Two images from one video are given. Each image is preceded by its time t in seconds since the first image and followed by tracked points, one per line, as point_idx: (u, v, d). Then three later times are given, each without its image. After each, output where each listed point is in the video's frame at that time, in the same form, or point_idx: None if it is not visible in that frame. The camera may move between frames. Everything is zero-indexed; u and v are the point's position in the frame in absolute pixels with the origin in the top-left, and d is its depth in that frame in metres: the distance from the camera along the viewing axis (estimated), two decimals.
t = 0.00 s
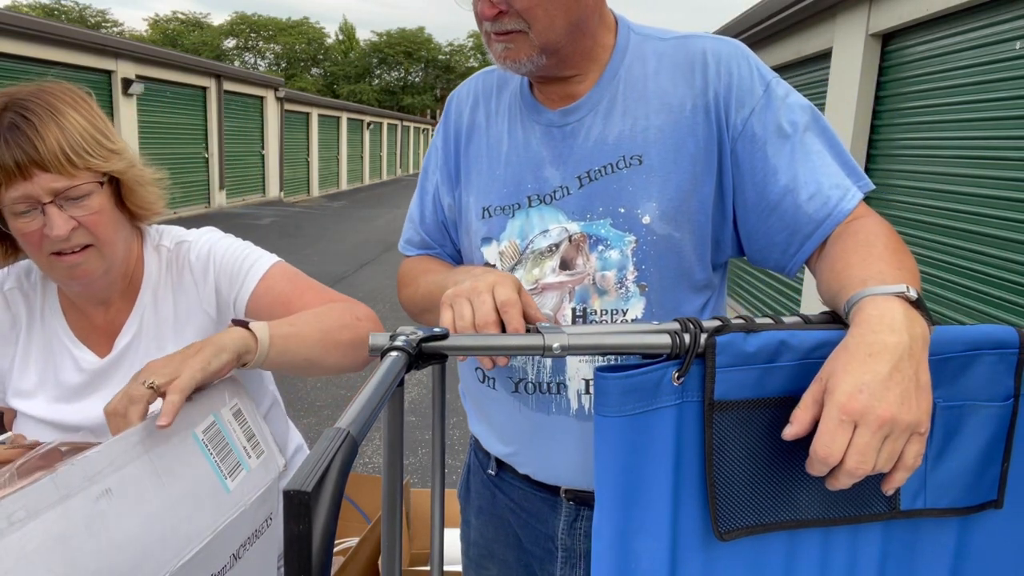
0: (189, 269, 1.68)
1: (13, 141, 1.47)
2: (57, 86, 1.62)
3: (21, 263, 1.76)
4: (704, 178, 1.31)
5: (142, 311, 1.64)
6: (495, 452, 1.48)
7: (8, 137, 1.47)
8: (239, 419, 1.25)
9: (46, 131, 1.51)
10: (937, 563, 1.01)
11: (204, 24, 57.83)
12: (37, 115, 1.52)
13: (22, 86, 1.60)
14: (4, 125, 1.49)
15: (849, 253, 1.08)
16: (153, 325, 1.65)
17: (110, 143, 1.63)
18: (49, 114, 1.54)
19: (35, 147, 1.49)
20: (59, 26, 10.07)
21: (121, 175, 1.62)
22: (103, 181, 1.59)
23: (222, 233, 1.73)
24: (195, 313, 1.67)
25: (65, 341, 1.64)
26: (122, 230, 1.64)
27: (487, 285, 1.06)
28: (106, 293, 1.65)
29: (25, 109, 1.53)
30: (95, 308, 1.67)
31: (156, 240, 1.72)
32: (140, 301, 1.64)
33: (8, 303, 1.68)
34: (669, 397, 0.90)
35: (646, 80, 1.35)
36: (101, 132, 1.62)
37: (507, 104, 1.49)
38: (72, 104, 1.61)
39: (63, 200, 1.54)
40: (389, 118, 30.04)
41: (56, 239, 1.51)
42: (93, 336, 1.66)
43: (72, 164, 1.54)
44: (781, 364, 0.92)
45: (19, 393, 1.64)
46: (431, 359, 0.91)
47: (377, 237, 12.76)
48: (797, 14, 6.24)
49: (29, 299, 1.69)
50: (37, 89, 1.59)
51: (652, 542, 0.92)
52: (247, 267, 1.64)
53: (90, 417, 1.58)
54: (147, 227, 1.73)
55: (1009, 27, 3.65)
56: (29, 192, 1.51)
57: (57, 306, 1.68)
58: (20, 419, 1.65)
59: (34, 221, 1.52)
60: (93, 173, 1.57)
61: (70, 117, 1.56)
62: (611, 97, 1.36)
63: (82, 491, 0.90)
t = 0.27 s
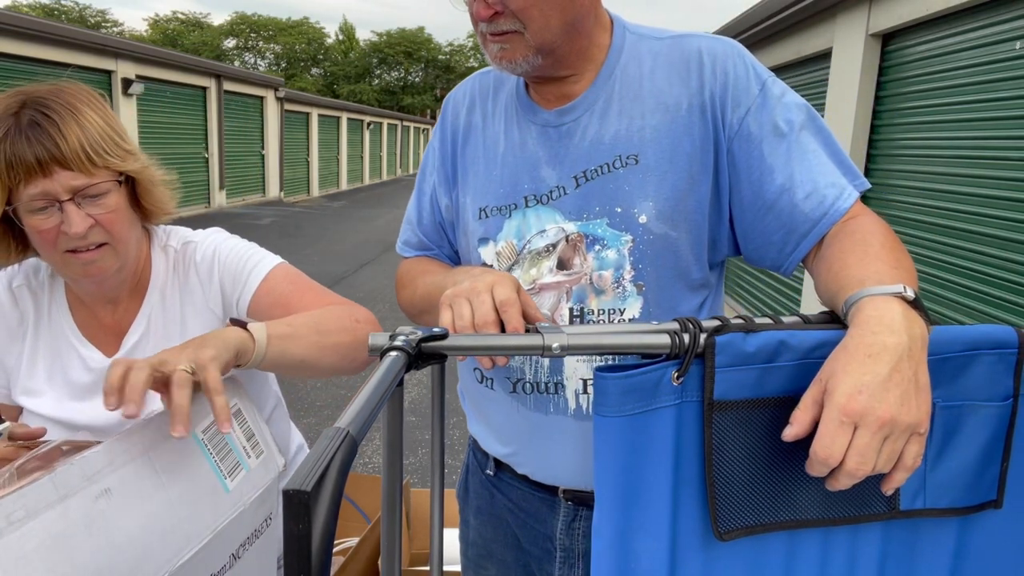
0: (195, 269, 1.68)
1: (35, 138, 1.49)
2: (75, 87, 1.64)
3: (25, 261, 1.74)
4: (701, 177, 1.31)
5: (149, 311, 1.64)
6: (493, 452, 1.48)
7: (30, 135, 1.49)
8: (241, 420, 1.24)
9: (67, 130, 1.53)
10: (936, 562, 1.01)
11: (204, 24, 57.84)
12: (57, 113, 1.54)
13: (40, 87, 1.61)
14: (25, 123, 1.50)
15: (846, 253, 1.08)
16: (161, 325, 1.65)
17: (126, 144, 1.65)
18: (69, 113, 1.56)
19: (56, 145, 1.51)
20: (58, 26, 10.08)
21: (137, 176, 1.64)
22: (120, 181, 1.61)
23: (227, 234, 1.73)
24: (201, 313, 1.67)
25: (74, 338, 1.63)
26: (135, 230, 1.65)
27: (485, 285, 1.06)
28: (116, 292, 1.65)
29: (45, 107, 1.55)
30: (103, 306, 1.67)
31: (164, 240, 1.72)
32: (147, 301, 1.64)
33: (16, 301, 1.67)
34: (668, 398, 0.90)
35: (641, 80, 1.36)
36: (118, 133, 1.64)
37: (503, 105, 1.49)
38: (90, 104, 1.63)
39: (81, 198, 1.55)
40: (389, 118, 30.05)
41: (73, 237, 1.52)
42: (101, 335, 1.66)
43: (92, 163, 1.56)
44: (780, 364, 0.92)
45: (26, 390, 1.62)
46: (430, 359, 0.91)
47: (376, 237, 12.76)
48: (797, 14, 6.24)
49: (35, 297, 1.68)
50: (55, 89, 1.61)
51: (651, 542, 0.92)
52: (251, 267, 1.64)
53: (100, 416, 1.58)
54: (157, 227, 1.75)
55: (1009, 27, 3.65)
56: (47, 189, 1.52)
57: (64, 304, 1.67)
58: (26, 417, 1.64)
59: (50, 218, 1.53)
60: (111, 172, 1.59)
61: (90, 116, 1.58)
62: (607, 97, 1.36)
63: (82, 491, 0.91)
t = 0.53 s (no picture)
0: (201, 270, 1.66)
1: (54, 132, 1.51)
2: (98, 85, 1.66)
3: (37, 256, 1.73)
4: (699, 177, 1.30)
5: (156, 311, 1.63)
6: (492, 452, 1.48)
7: (48, 128, 1.51)
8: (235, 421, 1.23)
9: (85, 124, 1.54)
10: (936, 562, 1.01)
11: (204, 24, 57.86)
12: (76, 108, 1.56)
13: (62, 83, 1.64)
14: (44, 116, 1.52)
15: (845, 253, 1.08)
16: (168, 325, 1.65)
17: (143, 143, 1.66)
18: (89, 108, 1.58)
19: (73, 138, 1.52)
20: (58, 26, 10.09)
21: (151, 174, 1.65)
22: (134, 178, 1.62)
23: (236, 236, 1.72)
24: (206, 315, 1.65)
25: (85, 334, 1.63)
26: (146, 227, 1.66)
27: (485, 286, 1.06)
28: (124, 291, 1.64)
29: (66, 101, 1.57)
30: (112, 305, 1.66)
31: (176, 240, 1.72)
32: (156, 301, 1.64)
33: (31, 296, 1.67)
34: (668, 398, 0.90)
35: (640, 79, 1.35)
36: (136, 132, 1.65)
37: (502, 105, 1.49)
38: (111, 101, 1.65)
39: (93, 192, 1.56)
40: (389, 119, 30.06)
41: (84, 230, 1.53)
42: (109, 332, 1.65)
43: (107, 158, 1.57)
44: (780, 364, 0.92)
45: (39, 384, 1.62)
46: (430, 359, 0.91)
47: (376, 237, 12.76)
48: (797, 14, 6.23)
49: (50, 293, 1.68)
50: (77, 86, 1.63)
51: (651, 541, 0.92)
52: (255, 269, 1.62)
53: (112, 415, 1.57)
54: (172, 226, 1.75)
55: (1009, 27, 3.65)
56: (61, 182, 1.53)
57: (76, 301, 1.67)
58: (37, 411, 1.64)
59: (63, 211, 1.54)
60: (125, 168, 1.60)
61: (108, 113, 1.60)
62: (605, 97, 1.36)
63: (76, 494, 0.91)
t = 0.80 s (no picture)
0: (214, 269, 1.66)
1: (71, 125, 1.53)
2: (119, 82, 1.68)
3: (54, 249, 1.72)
4: (700, 177, 1.30)
5: (169, 309, 1.63)
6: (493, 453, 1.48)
7: (65, 120, 1.52)
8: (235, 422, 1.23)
9: (101, 119, 1.56)
10: (936, 562, 1.01)
11: (204, 24, 57.89)
12: (94, 102, 1.57)
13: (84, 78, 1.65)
14: (63, 109, 1.54)
15: (845, 253, 1.08)
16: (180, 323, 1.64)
17: (159, 141, 1.67)
18: (108, 104, 1.59)
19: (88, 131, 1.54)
20: (59, 26, 10.10)
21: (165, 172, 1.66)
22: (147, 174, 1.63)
23: (250, 238, 1.72)
24: (217, 315, 1.65)
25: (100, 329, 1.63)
26: (158, 223, 1.66)
27: (484, 286, 1.06)
28: (137, 287, 1.64)
29: (85, 96, 1.58)
30: (125, 301, 1.66)
31: (190, 239, 1.71)
32: (169, 299, 1.64)
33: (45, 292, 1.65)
34: (668, 398, 0.90)
35: (640, 79, 1.35)
36: (153, 130, 1.66)
37: (502, 105, 1.49)
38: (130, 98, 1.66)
39: (106, 185, 1.57)
40: (389, 119, 30.06)
41: (94, 222, 1.54)
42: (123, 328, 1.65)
43: (121, 153, 1.58)
44: (780, 364, 0.92)
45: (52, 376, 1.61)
46: (430, 359, 0.91)
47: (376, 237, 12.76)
48: (797, 14, 6.24)
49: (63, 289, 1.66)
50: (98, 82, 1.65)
51: (651, 541, 0.92)
52: (269, 272, 1.63)
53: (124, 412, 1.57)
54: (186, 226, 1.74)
55: (1009, 27, 3.65)
56: (75, 173, 1.55)
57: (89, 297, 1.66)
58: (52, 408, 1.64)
59: (75, 203, 1.55)
60: (139, 164, 1.61)
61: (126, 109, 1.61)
62: (605, 97, 1.36)
63: (77, 492, 0.91)
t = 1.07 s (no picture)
0: (224, 268, 1.67)
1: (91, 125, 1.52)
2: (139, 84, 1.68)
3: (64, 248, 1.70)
4: (700, 177, 1.30)
5: (184, 308, 1.64)
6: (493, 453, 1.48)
7: (85, 121, 1.52)
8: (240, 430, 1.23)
9: (121, 120, 1.56)
10: (937, 562, 1.01)
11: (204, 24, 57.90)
12: (115, 103, 1.57)
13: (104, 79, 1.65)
14: (83, 108, 1.53)
15: (845, 253, 1.08)
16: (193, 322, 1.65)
17: (176, 143, 1.67)
18: (128, 105, 1.59)
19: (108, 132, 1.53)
20: (58, 26, 10.11)
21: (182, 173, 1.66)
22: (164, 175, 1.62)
23: (257, 238, 1.74)
24: (227, 314, 1.66)
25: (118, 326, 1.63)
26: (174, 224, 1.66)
27: (484, 285, 1.06)
28: (151, 287, 1.64)
29: (106, 96, 1.58)
30: (138, 302, 1.66)
31: (201, 239, 1.73)
32: (183, 298, 1.64)
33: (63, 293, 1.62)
34: (668, 397, 0.90)
35: (640, 79, 1.35)
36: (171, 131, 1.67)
37: (501, 105, 1.49)
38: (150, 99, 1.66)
39: (124, 186, 1.56)
40: (389, 119, 30.07)
41: (112, 222, 1.53)
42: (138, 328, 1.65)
43: (140, 154, 1.58)
44: (780, 364, 0.92)
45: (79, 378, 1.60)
46: (431, 359, 0.91)
47: (376, 237, 12.76)
48: (797, 14, 6.24)
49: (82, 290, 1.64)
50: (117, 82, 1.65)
51: (650, 541, 0.92)
52: (277, 272, 1.64)
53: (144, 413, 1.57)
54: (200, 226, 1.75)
55: (1009, 27, 3.65)
56: (94, 173, 1.54)
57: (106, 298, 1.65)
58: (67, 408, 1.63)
59: (93, 203, 1.55)
60: (157, 166, 1.61)
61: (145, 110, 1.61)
62: (605, 97, 1.36)
63: (75, 498, 0.93)
